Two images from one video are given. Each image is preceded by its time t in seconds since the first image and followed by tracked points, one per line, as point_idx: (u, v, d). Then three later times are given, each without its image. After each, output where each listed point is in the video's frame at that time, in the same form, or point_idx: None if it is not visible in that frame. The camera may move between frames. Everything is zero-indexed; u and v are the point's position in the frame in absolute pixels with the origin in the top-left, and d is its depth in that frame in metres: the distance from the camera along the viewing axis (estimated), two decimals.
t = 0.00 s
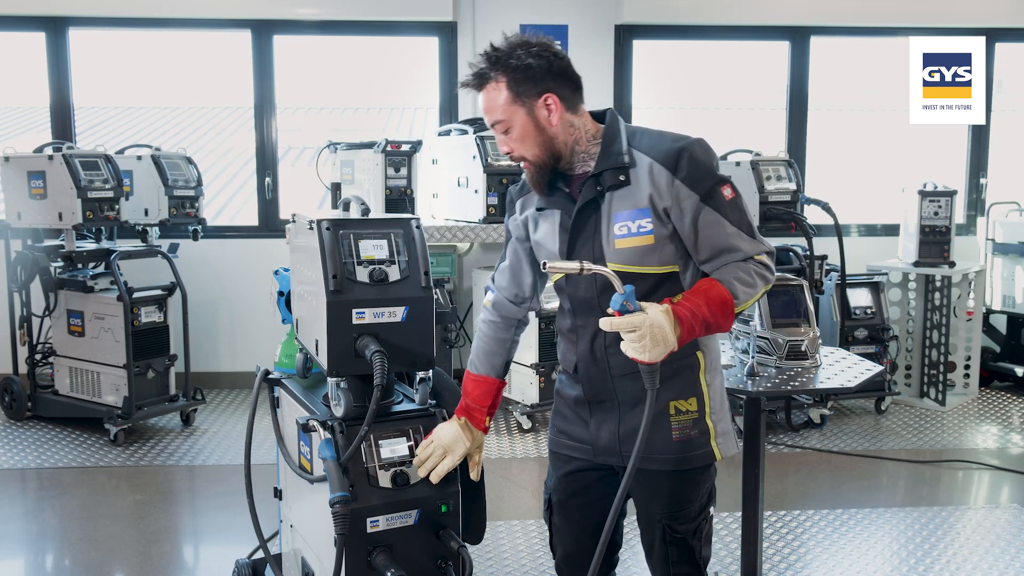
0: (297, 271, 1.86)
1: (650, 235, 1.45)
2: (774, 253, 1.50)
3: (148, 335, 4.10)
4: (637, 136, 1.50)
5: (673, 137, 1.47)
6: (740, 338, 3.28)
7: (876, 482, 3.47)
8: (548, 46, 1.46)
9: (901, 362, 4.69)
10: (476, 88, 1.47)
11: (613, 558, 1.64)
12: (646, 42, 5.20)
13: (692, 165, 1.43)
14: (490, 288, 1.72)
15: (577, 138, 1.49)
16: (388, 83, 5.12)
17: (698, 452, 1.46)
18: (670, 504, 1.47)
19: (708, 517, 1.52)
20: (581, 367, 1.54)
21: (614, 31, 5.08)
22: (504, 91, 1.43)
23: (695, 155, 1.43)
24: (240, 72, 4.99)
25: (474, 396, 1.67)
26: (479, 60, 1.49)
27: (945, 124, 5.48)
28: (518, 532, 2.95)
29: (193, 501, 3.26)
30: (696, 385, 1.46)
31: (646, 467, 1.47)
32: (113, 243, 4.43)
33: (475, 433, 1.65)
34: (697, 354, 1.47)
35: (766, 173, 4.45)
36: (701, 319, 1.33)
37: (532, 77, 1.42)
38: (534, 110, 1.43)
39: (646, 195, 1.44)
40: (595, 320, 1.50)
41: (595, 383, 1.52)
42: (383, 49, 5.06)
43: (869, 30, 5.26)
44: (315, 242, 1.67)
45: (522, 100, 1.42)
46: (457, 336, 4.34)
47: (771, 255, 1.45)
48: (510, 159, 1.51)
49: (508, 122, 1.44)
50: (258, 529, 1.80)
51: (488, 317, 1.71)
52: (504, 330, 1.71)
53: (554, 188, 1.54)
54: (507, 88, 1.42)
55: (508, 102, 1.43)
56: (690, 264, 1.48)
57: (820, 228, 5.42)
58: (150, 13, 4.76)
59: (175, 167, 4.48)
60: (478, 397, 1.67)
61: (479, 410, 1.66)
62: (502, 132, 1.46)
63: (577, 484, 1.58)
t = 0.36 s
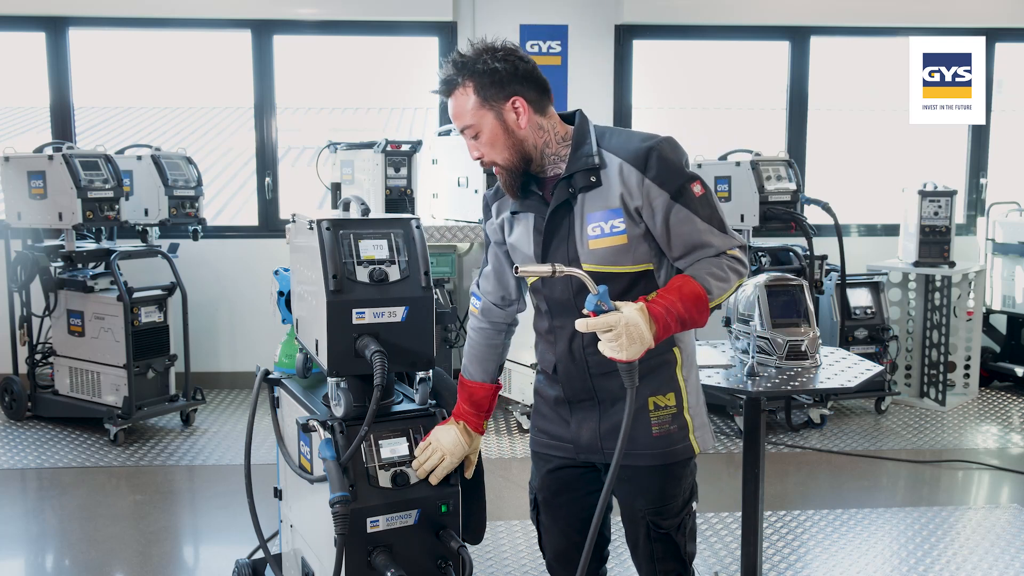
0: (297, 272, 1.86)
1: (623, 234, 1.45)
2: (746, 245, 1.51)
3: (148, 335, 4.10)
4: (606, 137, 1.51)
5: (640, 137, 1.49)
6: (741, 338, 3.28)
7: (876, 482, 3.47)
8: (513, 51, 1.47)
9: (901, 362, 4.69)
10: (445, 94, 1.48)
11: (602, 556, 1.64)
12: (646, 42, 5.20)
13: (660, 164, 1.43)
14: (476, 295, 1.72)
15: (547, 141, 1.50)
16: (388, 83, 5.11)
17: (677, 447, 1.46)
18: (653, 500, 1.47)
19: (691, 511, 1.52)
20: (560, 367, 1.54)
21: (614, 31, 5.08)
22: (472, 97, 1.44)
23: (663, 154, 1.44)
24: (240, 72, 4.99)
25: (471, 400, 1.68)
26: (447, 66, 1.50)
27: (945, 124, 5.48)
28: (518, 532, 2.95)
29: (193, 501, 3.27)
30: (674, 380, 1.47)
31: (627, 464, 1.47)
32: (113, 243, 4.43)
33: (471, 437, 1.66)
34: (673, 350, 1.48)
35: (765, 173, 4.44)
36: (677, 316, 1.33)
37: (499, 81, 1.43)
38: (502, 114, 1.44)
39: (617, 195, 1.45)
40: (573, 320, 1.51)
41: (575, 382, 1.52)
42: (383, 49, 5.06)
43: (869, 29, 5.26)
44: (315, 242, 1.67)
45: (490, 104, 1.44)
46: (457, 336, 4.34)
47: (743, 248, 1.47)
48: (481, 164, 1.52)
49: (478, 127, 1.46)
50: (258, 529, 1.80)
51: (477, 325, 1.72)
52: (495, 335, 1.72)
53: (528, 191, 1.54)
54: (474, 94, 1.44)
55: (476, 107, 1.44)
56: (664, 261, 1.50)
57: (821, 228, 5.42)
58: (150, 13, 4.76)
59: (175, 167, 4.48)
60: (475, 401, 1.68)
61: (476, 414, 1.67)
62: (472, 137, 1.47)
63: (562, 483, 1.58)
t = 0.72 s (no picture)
0: (297, 271, 1.86)
1: (617, 232, 1.45)
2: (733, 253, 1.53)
3: (148, 335, 4.10)
4: (605, 137, 1.52)
5: (639, 138, 1.49)
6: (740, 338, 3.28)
7: (876, 482, 3.47)
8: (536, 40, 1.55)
9: (901, 362, 4.69)
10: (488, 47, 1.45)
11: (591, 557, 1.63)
12: (646, 43, 5.20)
13: (658, 166, 1.45)
14: (467, 292, 1.73)
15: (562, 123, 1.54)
16: (388, 83, 5.12)
17: (663, 447, 1.46)
18: (640, 501, 1.46)
19: (678, 511, 1.52)
20: (547, 365, 1.54)
21: (614, 31, 5.08)
22: (529, 45, 1.44)
23: (661, 156, 1.45)
24: (240, 72, 4.99)
25: (468, 398, 1.68)
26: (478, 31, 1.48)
27: (945, 124, 5.48)
28: (518, 532, 2.95)
29: (193, 501, 3.27)
30: (659, 380, 1.48)
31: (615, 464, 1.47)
32: (113, 243, 4.43)
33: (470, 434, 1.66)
34: (659, 351, 1.48)
35: (765, 173, 4.44)
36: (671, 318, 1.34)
37: (547, 45, 1.48)
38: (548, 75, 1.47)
39: (614, 193, 1.46)
40: (561, 318, 1.51)
41: (561, 382, 1.53)
42: (383, 49, 5.06)
43: (869, 30, 5.26)
44: (316, 242, 1.67)
45: (542, 59, 1.46)
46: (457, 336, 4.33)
47: (731, 254, 1.49)
48: (513, 120, 1.44)
49: (532, 75, 1.43)
50: (258, 529, 1.79)
51: (470, 321, 1.73)
52: (487, 331, 1.73)
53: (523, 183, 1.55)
54: (533, 43, 1.45)
55: (533, 55, 1.44)
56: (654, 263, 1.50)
57: (821, 228, 5.42)
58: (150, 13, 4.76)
59: (175, 167, 4.48)
60: (472, 399, 1.68)
61: (473, 411, 1.67)
62: (520, 85, 1.43)
63: (550, 484, 1.58)
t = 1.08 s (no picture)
0: (297, 271, 1.86)
1: (617, 232, 1.45)
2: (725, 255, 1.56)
3: (148, 335, 4.10)
4: (603, 138, 1.52)
5: (638, 140, 1.50)
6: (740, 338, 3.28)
7: (876, 482, 3.47)
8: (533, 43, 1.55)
9: (901, 362, 4.69)
10: (492, 50, 1.44)
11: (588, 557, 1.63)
12: (646, 42, 5.20)
13: (657, 168, 1.46)
14: (460, 292, 1.73)
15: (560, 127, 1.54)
16: (388, 83, 5.12)
17: (660, 446, 1.47)
18: (638, 500, 1.47)
19: (674, 510, 1.52)
20: (545, 365, 1.53)
21: (614, 31, 5.08)
22: (534, 49, 1.44)
23: (660, 158, 1.47)
24: (240, 72, 4.99)
25: (467, 397, 1.68)
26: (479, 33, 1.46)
27: (945, 124, 5.48)
28: (518, 532, 2.95)
29: (193, 501, 3.27)
30: (655, 379, 1.48)
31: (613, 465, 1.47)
32: (113, 243, 4.43)
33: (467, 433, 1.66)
34: (655, 350, 1.49)
35: (765, 173, 4.44)
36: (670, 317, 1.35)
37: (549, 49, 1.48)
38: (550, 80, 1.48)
39: (614, 194, 1.46)
40: (561, 318, 1.50)
41: (559, 382, 1.52)
42: (383, 49, 5.06)
43: (869, 29, 5.26)
44: (316, 242, 1.67)
45: (546, 64, 1.46)
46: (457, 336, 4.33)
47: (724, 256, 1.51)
48: (518, 125, 1.44)
49: (538, 79, 1.43)
50: (258, 529, 1.79)
51: (463, 321, 1.72)
52: (481, 330, 1.72)
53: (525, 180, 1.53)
54: (537, 48, 1.45)
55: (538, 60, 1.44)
56: (650, 264, 1.51)
57: (821, 228, 5.42)
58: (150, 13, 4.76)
59: (175, 167, 4.48)
60: (470, 398, 1.68)
61: (472, 410, 1.67)
62: (526, 89, 1.43)
63: (549, 484, 1.58)
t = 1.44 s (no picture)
0: (297, 271, 1.86)
1: (618, 230, 1.46)
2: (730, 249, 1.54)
3: (148, 335, 4.10)
4: (604, 136, 1.52)
5: (639, 138, 1.50)
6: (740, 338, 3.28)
7: (876, 482, 3.46)
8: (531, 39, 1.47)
9: (901, 362, 4.69)
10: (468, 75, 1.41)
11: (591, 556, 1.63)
12: (646, 43, 5.20)
13: (658, 164, 1.45)
14: (461, 291, 1.73)
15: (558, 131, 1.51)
16: (388, 83, 5.12)
17: (665, 442, 1.47)
18: (644, 497, 1.46)
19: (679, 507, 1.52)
20: (548, 363, 1.54)
21: (614, 31, 5.08)
22: (509, 74, 1.39)
23: (661, 154, 1.46)
24: (240, 72, 4.99)
25: (467, 396, 1.68)
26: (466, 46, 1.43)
27: (945, 124, 5.48)
28: (518, 532, 2.95)
29: (193, 501, 3.27)
30: (659, 374, 1.48)
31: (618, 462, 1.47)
32: (113, 243, 4.43)
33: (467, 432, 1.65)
34: (659, 346, 1.49)
35: (765, 173, 4.44)
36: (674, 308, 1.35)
37: (532, 63, 1.41)
38: (534, 97, 1.42)
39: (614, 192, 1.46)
40: (564, 316, 1.50)
41: (563, 380, 1.52)
42: (383, 49, 5.06)
43: (869, 30, 5.26)
44: (316, 242, 1.67)
45: (525, 85, 1.40)
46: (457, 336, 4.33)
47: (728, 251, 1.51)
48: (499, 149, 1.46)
49: (512, 107, 1.40)
50: (258, 529, 1.79)
51: (465, 320, 1.73)
52: (482, 329, 1.73)
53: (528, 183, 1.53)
54: (513, 71, 1.39)
55: (513, 85, 1.39)
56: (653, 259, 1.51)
57: (820, 228, 5.42)
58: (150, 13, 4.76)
59: (175, 167, 4.48)
60: (471, 397, 1.68)
61: (472, 409, 1.67)
62: (502, 117, 1.41)
63: (554, 482, 1.58)
